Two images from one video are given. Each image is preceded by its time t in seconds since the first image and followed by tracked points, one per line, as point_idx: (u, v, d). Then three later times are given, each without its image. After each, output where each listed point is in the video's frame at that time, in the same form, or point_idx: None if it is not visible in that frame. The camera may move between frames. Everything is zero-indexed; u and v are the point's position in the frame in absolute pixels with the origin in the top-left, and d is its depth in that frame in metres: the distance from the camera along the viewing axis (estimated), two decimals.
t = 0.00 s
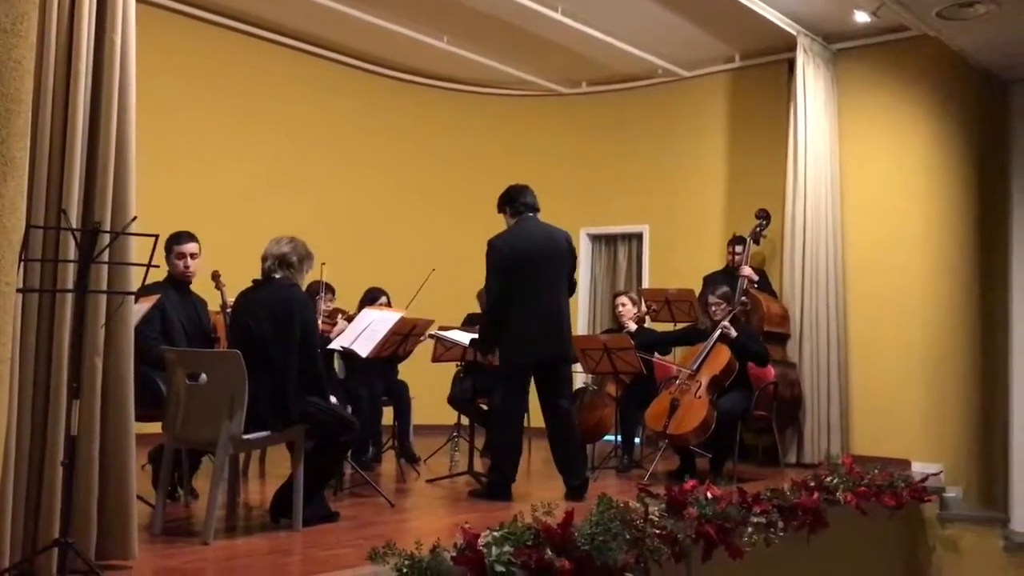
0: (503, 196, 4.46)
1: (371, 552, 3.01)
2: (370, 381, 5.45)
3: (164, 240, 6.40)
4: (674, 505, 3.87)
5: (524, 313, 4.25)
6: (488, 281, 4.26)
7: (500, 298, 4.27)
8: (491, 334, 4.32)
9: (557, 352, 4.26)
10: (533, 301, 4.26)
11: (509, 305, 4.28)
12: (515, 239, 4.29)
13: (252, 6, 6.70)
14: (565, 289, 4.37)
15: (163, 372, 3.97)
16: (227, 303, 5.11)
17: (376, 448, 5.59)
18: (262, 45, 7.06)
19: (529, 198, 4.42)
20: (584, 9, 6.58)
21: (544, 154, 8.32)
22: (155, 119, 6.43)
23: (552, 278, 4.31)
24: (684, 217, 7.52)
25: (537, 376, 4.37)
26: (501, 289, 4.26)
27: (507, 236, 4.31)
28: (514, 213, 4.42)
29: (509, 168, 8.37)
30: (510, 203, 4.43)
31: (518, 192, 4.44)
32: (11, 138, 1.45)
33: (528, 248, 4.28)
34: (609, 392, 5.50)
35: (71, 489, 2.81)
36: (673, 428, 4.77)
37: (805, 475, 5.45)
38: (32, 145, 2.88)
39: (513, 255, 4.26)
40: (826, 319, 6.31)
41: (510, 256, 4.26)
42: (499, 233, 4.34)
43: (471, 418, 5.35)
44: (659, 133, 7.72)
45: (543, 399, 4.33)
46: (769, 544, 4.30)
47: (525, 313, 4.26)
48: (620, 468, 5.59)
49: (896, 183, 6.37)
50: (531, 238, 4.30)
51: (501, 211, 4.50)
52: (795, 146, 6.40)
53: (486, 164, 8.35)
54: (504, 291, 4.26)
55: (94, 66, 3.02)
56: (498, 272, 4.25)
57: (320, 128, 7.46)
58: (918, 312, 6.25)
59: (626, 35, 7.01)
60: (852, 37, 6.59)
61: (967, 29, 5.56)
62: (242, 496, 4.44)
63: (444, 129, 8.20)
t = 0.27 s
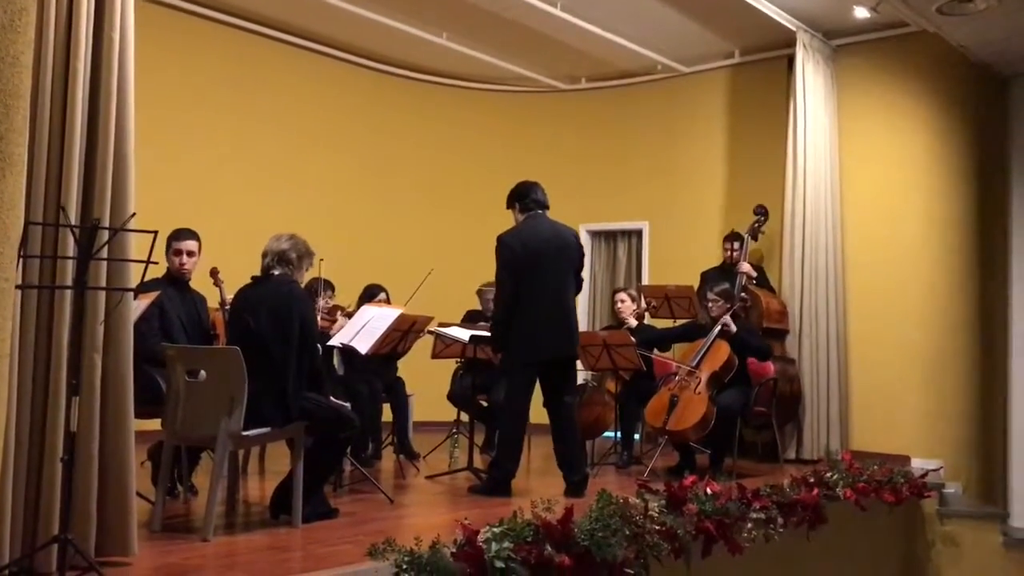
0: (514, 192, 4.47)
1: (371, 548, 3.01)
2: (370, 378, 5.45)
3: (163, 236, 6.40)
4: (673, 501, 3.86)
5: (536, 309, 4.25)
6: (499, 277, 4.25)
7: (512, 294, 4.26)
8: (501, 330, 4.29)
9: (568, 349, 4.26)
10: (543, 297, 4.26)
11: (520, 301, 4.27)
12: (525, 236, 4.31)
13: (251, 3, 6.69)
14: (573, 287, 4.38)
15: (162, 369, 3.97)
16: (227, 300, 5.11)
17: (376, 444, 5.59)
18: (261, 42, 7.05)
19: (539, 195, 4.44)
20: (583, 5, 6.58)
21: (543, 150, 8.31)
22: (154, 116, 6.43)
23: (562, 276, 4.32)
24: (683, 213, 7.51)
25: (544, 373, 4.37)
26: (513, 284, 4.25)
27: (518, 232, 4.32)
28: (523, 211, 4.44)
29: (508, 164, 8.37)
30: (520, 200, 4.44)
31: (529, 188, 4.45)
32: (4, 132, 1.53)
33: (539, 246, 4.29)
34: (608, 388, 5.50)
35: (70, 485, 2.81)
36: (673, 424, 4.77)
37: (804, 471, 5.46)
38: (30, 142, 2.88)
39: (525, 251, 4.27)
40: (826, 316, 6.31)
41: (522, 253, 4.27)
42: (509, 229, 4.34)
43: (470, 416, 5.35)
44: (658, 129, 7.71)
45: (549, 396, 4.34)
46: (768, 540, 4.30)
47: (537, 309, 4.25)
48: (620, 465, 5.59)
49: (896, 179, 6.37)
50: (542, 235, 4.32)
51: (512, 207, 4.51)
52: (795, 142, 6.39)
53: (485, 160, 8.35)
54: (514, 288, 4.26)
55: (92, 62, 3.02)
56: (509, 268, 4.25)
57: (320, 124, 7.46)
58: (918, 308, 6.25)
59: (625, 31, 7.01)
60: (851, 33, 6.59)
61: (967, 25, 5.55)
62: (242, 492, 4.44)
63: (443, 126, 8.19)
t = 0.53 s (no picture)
0: (515, 190, 4.47)
1: (371, 545, 3.01)
2: (369, 375, 5.45)
3: (162, 234, 6.40)
4: (672, 497, 3.85)
5: (535, 306, 4.25)
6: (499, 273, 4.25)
7: (512, 291, 4.26)
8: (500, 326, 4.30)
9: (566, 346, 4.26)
10: (542, 294, 4.26)
11: (519, 298, 4.28)
12: (525, 233, 4.32)
13: None
14: (572, 284, 4.39)
15: (161, 366, 3.98)
16: (225, 298, 5.11)
17: (375, 441, 5.60)
18: (259, 39, 7.04)
19: (540, 193, 4.44)
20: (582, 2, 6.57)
21: (542, 147, 8.32)
22: (153, 113, 6.43)
23: (562, 273, 4.33)
24: (682, 210, 7.51)
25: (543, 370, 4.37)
26: (512, 281, 4.26)
27: (518, 229, 4.33)
28: (524, 207, 4.45)
29: (507, 162, 8.37)
30: (521, 196, 4.45)
31: (531, 185, 4.46)
32: (13, 132, 1.41)
33: (538, 243, 4.30)
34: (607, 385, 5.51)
35: (70, 482, 2.81)
36: (672, 421, 4.78)
37: (803, 468, 5.46)
38: (29, 139, 2.88)
39: (525, 248, 4.28)
40: (824, 313, 6.32)
41: (522, 249, 4.28)
42: (509, 226, 4.35)
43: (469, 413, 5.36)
44: (658, 126, 7.71)
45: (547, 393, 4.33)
46: (767, 537, 4.31)
47: (536, 306, 4.25)
48: (619, 462, 5.60)
49: (894, 176, 6.37)
50: (542, 232, 4.32)
51: (513, 203, 4.52)
52: (793, 139, 6.40)
53: (484, 157, 8.35)
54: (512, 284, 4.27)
55: (91, 61, 3.02)
56: (509, 265, 4.25)
57: (318, 121, 7.46)
58: (916, 307, 6.26)
59: (624, 28, 7.01)
60: (850, 30, 6.59)
61: (966, 22, 5.55)
62: (241, 490, 4.45)
63: (442, 123, 8.19)
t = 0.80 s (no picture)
0: (510, 188, 4.47)
1: (368, 544, 3.02)
2: (367, 373, 5.46)
3: (160, 232, 6.40)
4: (669, 496, 3.88)
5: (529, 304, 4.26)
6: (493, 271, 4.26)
7: (506, 288, 4.27)
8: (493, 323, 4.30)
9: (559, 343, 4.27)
10: (536, 292, 4.27)
11: (513, 296, 4.28)
12: (519, 231, 4.31)
13: None
14: (566, 283, 4.39)
15: (159, 365, 3.99)
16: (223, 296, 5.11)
17: (373, 440, 5.60)
18: (256, 37, 7.04)
19: (535, 191, 4.44)
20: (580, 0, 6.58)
21: (540, 145, 8.32)
22: (151, 112, 6.43)
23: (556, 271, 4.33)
24: (680, 209, 7.52)
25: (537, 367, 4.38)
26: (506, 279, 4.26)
27: (512, 227, 4.32)
28: (520, 205, 4.44)
29: (504, 160, 8.37)
30: (517, 194, 4.44)
31: (525, 183, 4.46)
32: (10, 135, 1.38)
33: (533, 241, 4.30)
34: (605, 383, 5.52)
35: (68, 481, 2.82)
36: (669, 419, 4.79)
37: (800, 466, 5.48)
38: (26, 138, 2.88)
39: (519, 246, 4.28)
40: (821, 311, 6.32)
41: (516, 248, 4.28)
42: (504, 224, 4.35)
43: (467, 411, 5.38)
44: (656, 125, 7.72)
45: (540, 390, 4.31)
46: (764, 535, 4.32)
47: (530, 303, 4.26)
48: (616, 460, 5.61)
49: (891, 174, 6.37)
50: (536, 230, 4.32)
51: (508, 202, 4.51)
52: (790, 137, 6.40)
53: (482, 156, 8.35)
54: (507, 283, 4.27)
55: (89, 60, 3.02)
56: (503, 263, 4.26)
57: (316, 120, 7.45)
58: (913, 305, 6.27)
59: (622, 27, 7.01)
60: (847, 29, 6.59)
61: (963, 21, 5.56)
62: (239, 488, 4.45)
63: (440, 122, 8.20)
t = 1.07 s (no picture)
0: (505, 190, 4.49)
1: (366, 543, 3.02)
2: (365, 373, 5.45)
3: (158, 232, 6.40)
4: (668, 495, 3.87)
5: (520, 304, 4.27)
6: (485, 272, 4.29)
7: (499, 289, 4.28)
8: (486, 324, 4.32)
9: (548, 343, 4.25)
10: (527, 292, 4.27)
11: (506, 297, 4.29)
12: (511, 231, 4.32)
13: None
14: (560, 282, 4.36)
15: (157, 365, 3.98)
16: (221, 296, 5.11)
17: (371, 439, 5.60)
18: (254, 36, 7.04)
19: (529, 192, 4.45)
20: None
21: (538, 144, 8.32)
22: (148, 111, 6.42)
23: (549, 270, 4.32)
24: (678, 208, 7.52)
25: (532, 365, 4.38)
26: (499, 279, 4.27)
27: (505, 228, 4.33)
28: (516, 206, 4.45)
29: (503, 160, 8.37)
30: (512, 196, 4.46)
31: (520, 185, 4.47)
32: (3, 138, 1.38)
33: (525, 241, 4.30)
34: (603, 382, 5.52)
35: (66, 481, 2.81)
36: (667, 419, 4.79)
37: (798, 465, 5.48)
38: (24, 138, 2.88)
39: (510, 246, 4.29)
40: (819, 309, 6.32)
41: (507, 248, 4.29)
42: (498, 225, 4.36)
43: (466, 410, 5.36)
44: (654, 125, 7.72)
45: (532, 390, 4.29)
46: (762, 534, 4.32)
47: (520, 303, 4.27)
48: (615, 460, 5.60)
49: (888, 173, 6.38)
50: (530, 229, 4.33)
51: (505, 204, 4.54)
52: (788, 136, 6.41)
53: (480, 155, 8.35)
54: (501, 283, 4.28)
55: (86, 59, 3.02)
56: (495, 263, 4.27)
57: (314, 119, 7.45)
58: (911, 305, 6.27)
59: (620, 26, 7.02)
60: (845, 28, 6.60)
61: (961, 20, 5.57)
62: (237, 488, 4.45)
63: (438, 121, 8.19)
